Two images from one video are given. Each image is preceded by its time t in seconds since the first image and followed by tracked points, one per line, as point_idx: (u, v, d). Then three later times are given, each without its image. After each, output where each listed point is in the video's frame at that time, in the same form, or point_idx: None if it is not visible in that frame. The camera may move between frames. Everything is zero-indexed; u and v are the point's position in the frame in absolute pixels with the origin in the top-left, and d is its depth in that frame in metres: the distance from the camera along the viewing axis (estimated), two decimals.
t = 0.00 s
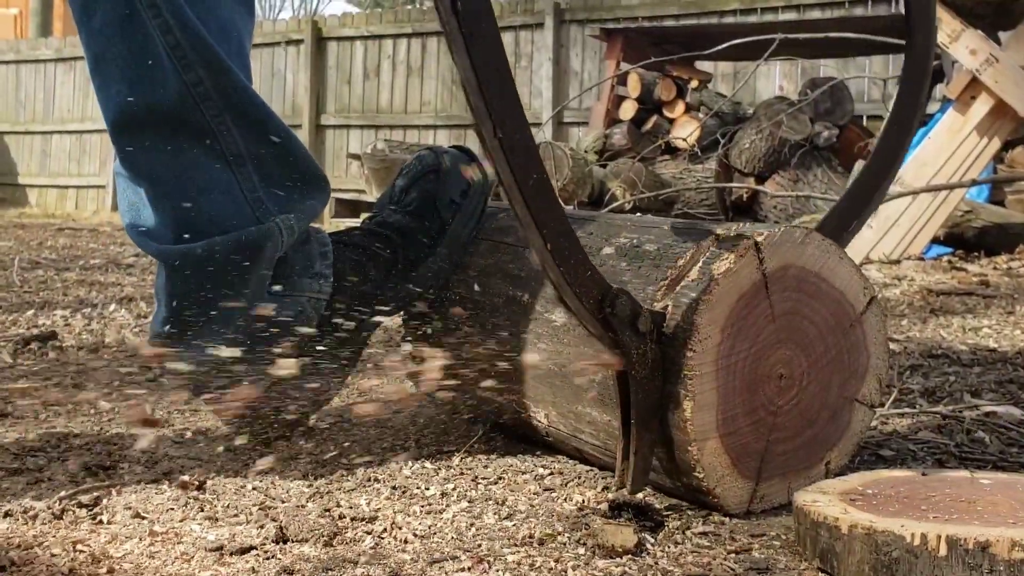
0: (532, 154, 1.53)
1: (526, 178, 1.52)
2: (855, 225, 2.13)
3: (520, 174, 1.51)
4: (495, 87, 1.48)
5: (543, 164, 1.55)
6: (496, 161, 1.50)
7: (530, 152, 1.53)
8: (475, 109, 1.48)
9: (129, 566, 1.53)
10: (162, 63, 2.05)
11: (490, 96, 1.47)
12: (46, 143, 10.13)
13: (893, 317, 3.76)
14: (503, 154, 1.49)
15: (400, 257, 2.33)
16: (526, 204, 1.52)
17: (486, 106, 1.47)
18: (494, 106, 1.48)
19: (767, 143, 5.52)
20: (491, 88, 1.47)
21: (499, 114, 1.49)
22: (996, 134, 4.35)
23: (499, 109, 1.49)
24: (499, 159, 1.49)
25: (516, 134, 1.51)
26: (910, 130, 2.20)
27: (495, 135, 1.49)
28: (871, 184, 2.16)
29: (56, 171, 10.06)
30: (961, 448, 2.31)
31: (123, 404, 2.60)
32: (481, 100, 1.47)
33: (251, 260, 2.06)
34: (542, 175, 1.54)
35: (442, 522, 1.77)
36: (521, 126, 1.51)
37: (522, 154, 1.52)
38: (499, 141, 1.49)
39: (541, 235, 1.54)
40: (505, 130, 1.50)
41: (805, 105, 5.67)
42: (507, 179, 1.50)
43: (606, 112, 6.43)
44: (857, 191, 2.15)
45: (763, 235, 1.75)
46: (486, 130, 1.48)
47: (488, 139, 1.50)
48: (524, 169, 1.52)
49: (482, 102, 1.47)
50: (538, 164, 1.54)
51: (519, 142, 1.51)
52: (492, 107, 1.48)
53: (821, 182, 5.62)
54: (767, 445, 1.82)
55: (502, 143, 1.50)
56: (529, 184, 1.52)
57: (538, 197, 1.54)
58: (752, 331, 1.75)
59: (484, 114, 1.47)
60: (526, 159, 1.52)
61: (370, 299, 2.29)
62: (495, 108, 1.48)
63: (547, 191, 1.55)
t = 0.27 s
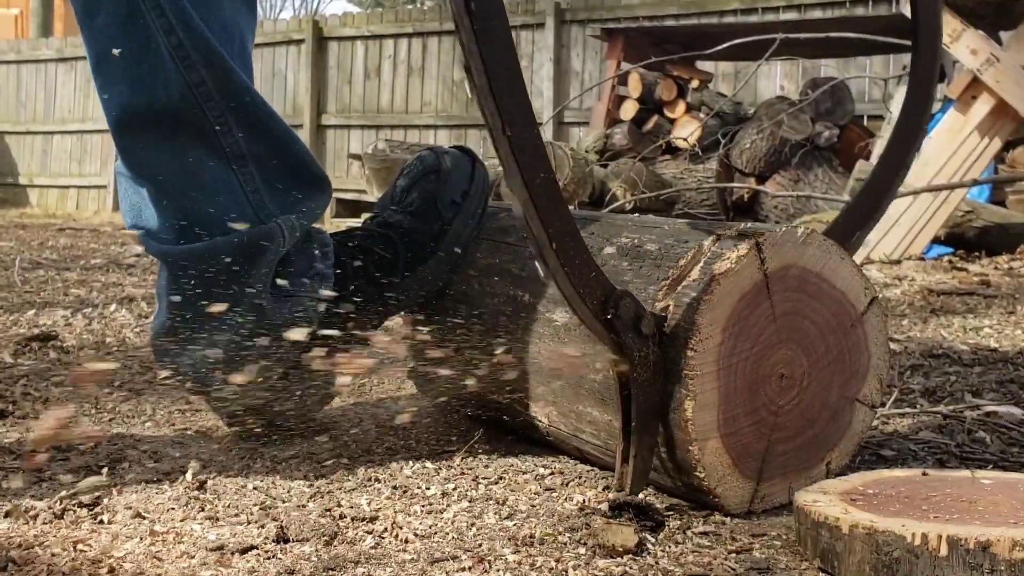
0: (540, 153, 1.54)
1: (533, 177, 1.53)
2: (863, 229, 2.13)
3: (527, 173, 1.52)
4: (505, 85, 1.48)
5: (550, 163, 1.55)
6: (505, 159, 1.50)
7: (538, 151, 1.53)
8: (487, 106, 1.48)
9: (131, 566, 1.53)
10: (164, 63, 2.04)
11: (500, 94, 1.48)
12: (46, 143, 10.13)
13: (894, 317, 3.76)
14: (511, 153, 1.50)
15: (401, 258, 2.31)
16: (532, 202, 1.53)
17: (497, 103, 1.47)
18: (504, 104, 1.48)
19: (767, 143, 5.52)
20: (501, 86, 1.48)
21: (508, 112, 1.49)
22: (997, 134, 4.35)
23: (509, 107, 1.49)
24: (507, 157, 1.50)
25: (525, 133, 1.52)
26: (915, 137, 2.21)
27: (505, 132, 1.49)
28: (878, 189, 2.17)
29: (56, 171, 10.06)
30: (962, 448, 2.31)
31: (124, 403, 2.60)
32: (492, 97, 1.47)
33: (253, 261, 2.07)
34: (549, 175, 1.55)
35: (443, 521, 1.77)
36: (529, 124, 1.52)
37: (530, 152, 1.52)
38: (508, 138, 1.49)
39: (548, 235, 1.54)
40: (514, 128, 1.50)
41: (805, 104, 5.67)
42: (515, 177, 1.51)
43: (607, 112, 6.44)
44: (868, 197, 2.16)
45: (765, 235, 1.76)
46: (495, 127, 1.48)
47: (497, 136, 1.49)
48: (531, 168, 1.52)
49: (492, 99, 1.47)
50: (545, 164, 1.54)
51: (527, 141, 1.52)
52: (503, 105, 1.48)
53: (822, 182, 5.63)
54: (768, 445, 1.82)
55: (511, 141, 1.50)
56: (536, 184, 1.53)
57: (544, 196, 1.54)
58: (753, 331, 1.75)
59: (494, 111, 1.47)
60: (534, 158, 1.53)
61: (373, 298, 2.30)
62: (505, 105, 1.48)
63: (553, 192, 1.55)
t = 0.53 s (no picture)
0: (548, 151, 1.54)
1: (540, 175, 1.52)
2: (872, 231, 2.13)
3: (535, 169, 1.51)
4: (513, 81, 1.48)
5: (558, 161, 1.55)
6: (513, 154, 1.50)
7: (545, 149, 1.53)
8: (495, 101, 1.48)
9: (131, 566, 1.53)
10: (167, 64, 2.05)
11: (508, 89, 1.48)
12: (47, 142, 10.13)
13: (895, 317, 3.76)
14: (519, 149, 1.50)
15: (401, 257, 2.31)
16: (538, 199, 1.52)
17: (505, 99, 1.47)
18: (512, 100, 1.48)
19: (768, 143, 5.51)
20: (509, 83, 1.48)
21: (516, 108, 1.49)
22: (998, 134, 4.34)
23: (518, 102, 1.49)
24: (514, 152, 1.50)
25: (532, 131, 1.51)
26: (922, 140, 2.22)
27: (513, 127, 1.49)
28: (885, 193, 2.17)
29: (57, 170, 10.06)
30: (963, 448, 2.31)
31: (124, 403, 2.60)
32: (500, 94, 1.47)
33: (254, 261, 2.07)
34: (557, 173, 1.54)
35: (443, 521, 1.77)
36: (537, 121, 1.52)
37: (537, 149, 1.52)
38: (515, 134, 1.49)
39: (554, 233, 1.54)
40: (522, 124, 1.50)
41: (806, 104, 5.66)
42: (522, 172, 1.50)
43: (608, 111, 6.43)
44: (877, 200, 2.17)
45: (766, 235, 1.75)
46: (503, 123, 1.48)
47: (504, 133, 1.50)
48: (539, 165, 1.52)
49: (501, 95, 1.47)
50: (552, 162, 1.53)
51: (535, 137, 1.52)
52: (511, 101, 1.48)
53: (823, 181, 5.60)
54: (769, 445, 1.82)
55: (518, 137, 1.50)
56: (543, 182, 1.52)
57: (551, 193, 1.54)
58: (755, 331, 1.75)
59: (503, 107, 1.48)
60: (541, 155, 1.52)
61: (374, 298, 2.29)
62: (513, 101, 1.48)
63: (559, 191, 1.55)
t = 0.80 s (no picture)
0: (555, 152, 1.54)
1: (546, 175, 1.52)
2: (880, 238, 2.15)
3: (541, 168, 1.52)
4: (522, 82, 1.48)
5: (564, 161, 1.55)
6: (520, 154, 1.50)
7: (553, 149, 1.53)
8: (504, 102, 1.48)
9: (132, 565, 1.53)
10: (170, 64, 2.06)
11: (517, 89, 1.48)
12: (48, 143, 10.14)
13: (895, 317, 3.76)
14: (526, 148, 1.50)
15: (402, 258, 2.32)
16: (544, 198, 1.52)
17: (513, 98, 1.47)
18: (520, 100, 1.48)
19: (769, 143, 5.51)
20: (517, 82, 1.48)
21: (524, 107, 1.49)
22: (999, 135, 4.34)
23: (526, 102, 1.49)
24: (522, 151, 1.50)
25: (541, 131, 1.52)
26: (930, 138, 2.21)
27: (522, 126, 1.49)
28: (894, 196, 2.18)
29: (58, 171, 10.07)
30: (964, 448, 2.31)
31: (125, 403, 2.60)
32: (509, 94, 1.47)
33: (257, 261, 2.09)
34: (563, 173, 1.54)
35: (444, 521, 1.77)
36: (545, 121, 1.52)
37: (544, 149, 1.52)
38: (523, 133, 1.50)
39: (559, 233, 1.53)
40: (529, 123, 1.50)
41: (807, 104, 5.67)
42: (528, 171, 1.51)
43: (608, 111, 6.43)
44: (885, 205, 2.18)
45: (768, 235, 1.75)
46: (511, 122, 1.49)
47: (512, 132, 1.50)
48: (544, 165, 1.52)
49: (509, 94, 1.47)
50: (559, 162, 1.54)
51: (543, 137, 1.52)
52: (520, 100, 1.48)
53: (824, 182, 5.61)
54: (770, 445, 1.81)
55: (526, 136, 1.50)
56: (549, 182, 1.53)
57: (556, 193, 1.54)
58: (756, 331, 1.76)
59: (511, 106, 1.48)
60: (548, 155, 1.53)
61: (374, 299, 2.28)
62: (522, 100, 1.48)
63: (565, 191, 1.55)
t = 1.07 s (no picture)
0: (562, 153, 1.53)
1: (553, 176, 1.52)
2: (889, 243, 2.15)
3: (548, 168, 1.51)
4: (530, 81, 1.48)
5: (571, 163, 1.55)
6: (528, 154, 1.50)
7: (560, 151, 1.53)
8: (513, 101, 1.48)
9: (133, 566, 1.53)
10: (171, 64, 2.05)
11: (526, 88, 1.47)
12: (49, 142, 10.14)
13: (896, 317, 3.76)
14: (534, 147, 1.50)
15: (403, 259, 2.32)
16: (550, 199, 1.52)
17: (522, 98, 1.47)
18: (528, 99, 1.48)
19: (769, 143, 5.51)
20: (526, 81, 1.47)
21: (533, 106, 1.49)
22: (1000, 134, 4.34)
23: (535, 102, 1.49)
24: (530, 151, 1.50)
25: (549, 132, 1.51)
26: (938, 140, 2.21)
27: (529, 127, 1.49)
28: (902, 199, 2.20)
29: (59, 170, 10.07)
30: (964, 448, 2.30)
31: (126, 403, 2.60)
32: (518, 94, 1.47)
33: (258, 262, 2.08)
34: (570, 175, 1.54)
35: (445, 522, 1.76)
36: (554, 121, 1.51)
37: (551, 150, 1.52)
38: (532, 132, 1.49)
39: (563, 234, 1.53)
40: (538, 122, 1.50)
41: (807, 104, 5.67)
42: (536, 171, 1.50)
43: (609, 111, 6.42)
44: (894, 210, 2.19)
45: (770, 235, 1.75)
46: (519, 121, 1.48)
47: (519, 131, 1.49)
48: (551, 166, 1.52)
49: (518, 93, 1.47)
50: (566, 164, 1.54)
51: (551, 138, 1.52)
52: (528, 100, 1.48)
53: (824, 181, 5.61)
54: (771, 445, 1.81)
55: (534, 137, 1.50)
56: (556, 182, 1.52)
57: (562, 194, 1.53)
58: (758, 331, 1.76)
59: (520, 105, 1.47)
60: (555, 156, 1.52)
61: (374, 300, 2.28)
62: (531, 99, 1.48)
63: (572, 193, 1.54)
